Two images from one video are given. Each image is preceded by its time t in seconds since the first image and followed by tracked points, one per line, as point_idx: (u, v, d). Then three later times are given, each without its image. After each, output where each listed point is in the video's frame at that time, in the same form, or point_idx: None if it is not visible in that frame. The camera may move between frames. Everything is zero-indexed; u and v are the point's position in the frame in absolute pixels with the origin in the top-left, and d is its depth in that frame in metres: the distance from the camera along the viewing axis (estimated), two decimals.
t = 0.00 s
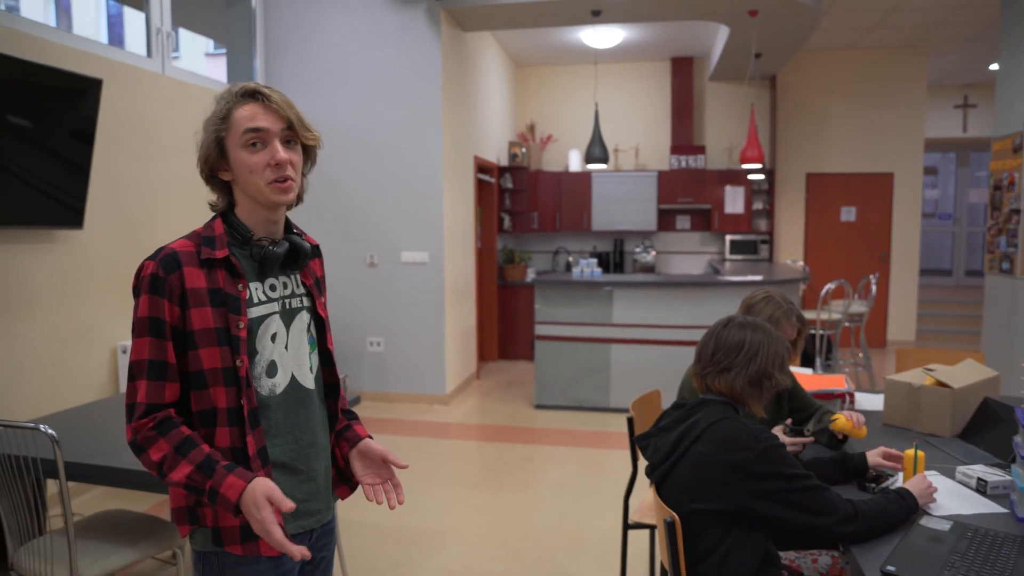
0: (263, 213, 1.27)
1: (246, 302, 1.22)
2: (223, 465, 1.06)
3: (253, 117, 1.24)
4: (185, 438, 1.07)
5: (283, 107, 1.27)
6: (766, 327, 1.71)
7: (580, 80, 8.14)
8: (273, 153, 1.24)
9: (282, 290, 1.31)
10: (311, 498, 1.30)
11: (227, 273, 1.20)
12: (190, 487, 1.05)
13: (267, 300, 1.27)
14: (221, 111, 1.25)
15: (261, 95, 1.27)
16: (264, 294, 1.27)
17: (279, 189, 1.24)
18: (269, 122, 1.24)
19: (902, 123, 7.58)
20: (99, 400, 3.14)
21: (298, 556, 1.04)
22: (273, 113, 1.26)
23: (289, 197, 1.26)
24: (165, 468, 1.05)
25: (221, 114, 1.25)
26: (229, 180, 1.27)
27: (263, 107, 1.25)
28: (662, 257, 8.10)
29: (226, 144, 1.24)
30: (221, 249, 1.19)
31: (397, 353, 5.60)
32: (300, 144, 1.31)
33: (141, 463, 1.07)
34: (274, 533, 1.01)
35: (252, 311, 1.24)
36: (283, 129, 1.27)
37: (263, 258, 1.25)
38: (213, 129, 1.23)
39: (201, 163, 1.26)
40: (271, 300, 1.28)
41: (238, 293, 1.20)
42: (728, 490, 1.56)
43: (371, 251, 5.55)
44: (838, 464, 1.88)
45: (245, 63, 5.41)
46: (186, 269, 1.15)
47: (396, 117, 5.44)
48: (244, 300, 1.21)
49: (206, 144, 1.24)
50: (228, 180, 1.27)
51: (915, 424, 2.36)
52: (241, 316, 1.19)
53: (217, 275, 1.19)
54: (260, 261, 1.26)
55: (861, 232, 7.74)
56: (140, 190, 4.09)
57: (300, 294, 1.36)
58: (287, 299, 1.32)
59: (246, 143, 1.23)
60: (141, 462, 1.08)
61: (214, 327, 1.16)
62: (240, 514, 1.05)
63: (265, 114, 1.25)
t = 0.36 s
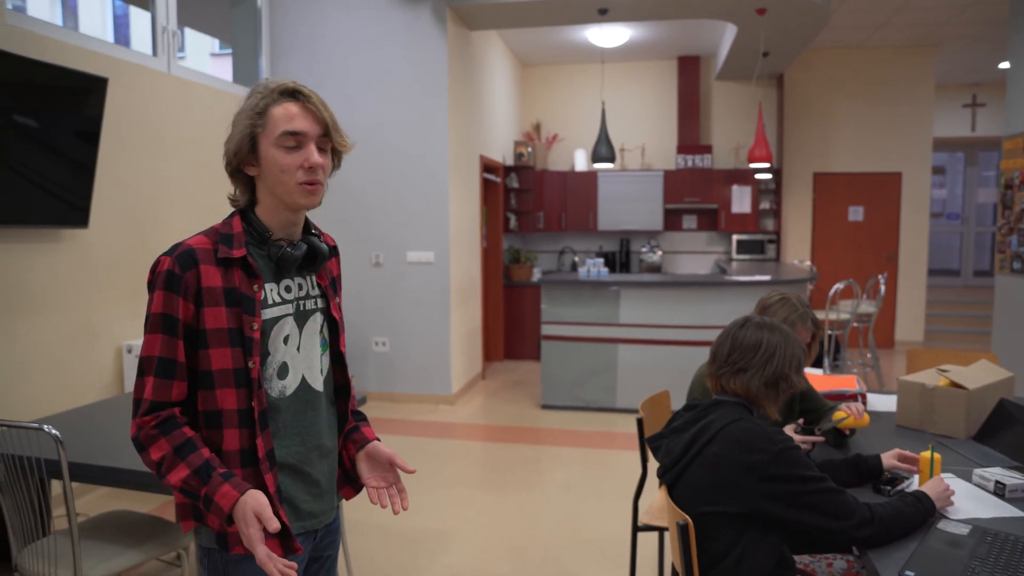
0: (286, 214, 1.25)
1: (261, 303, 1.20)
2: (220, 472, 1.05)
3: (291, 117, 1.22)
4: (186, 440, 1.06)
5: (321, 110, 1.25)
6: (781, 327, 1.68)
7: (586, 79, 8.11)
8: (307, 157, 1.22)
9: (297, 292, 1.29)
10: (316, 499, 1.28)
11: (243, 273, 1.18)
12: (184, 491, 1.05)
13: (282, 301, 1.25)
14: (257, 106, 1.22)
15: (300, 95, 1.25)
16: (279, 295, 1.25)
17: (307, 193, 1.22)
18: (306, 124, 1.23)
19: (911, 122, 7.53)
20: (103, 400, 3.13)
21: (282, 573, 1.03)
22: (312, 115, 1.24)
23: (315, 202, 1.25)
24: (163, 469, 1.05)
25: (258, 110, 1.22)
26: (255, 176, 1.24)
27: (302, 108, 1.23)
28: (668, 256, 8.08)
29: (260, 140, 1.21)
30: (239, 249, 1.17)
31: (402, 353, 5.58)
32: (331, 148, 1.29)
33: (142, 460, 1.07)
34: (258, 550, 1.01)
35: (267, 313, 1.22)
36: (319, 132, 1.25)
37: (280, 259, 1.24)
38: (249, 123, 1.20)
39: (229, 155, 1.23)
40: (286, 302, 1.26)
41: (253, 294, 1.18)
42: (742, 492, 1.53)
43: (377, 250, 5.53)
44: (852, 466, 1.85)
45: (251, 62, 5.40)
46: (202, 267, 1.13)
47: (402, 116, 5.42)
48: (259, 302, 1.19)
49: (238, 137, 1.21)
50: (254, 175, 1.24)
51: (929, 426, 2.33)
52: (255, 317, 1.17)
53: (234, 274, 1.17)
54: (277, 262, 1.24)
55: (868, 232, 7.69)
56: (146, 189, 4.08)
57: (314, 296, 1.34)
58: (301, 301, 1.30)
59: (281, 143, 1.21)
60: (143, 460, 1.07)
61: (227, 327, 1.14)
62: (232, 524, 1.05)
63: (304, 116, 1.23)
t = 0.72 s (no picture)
0: (309, 212, 1.25)
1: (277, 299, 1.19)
2: (239, 470, 1.04)
3: (337, 117, 1.22)
4: (202, 437, 1.04)
5: (360, 115, 1.27)
6: (795, 325, 1.66)
7: (590, 77, 8.08)
8: (347, 158, 1.23)
9: (311, 287, 1.28)
10: (328, 496, 1.26)
11: (261, 268, 1.17)
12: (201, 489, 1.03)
13: (297, 297, 1.23)
14: (302, 103, 1.20)
15: (342, 96, 1.25)
16: (294, 291, 1.23)
17: (340, 192, 1.23)
18: (350, 126, 1.24)
19: (916, 119, 7.49)
20: (105, 399, 3.11)
21: (304, 572, 1.02)
22: (352, 119, 1.26)
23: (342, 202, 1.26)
24: (180, 466, 1.03)
25: (303, 107, 1.20)
26: (284, 170, 1.22)
27: (346, 110, 1.24)
28: (672, 254, 8.05)
29: (301, 135, 1.20)
30: (256, 243, 1.16)
31: (405, 352, 5.55)
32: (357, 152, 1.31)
33: (157, 459, 1.05)
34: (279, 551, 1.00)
35: (283, 308, 1.20)
36: (356, 136, 1.27)
37: (298, 255, 1.22)
38: (295, 117, 1.18)
39: (263, 146, 1.19)
40: (301, 298, 1.24)
41: (270, 290, 1.17)
42: (754, 494, 1.51)
43: (380, 248, 5.50)
44: (864, 466, 1.83)
45: (253, 59, 5.37)
46: (221, 262, 1.12)
47: (405, 114, 5.39)
48: (276, 297, 1.17)
49: (279, 129, 1.18)
50: (283, 169, 1.22)
51: (940, 426, 2.30)
52: (273, 312, 1.16)
53: (251, 269, 1.15)
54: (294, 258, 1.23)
55: (873, 230, 7.65)
56: (147, 187, 4.05)
57: (326, 292, 1.32)
58: (315, 297, 1.28)
59: (324, 141, 1.20)
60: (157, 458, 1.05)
61: (245, 323, 1.13)
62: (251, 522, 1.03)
63: (347, 118, 1.24)
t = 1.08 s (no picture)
0: (310, 205, 1.22)
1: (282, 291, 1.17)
2: (257, 462, 1.01)
3: (340, 111, 1.20)
4: (217, 431, 1.02)
5: (362, 109, 1.25)
6: (805, 321, 1.64)
7: (591, 72, 8.04)
8: (349, 152, 1.21)
9: (314, 280, 1.25)
10: (336, 490, 1.24)
11: (265, 260, 1.14)
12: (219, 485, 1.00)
13: (301, 289, 1.21)
14: (305, 97, 1.18)
15: (344, 91, 1.23)
16: (298, 283, 1.21)
17: (342, 186, 1.21)
18: (352, 121, 1.21)
19: (919, 114, 7.46)
20: (105, 395, 3.09)
21: (331, 558, 1.00)
22: (354, 113, 1.23)
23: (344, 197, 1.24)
24: (195, 462, 1.00)
25: (306, 101, 1.18)
26: (286, 163, 1.19)
27: (348, 105, 1.22)
28: (673, 250, 8.02)
29: (304, 129, 1.17)
30: (260, 236, 1.13)
31: (405, 348, 5.53)
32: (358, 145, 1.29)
33: (169, 456, 1.02)
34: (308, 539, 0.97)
35: (287, 300, 1.18)
36: (358, 130, 1.24)
37: (301, 246, 1.20)
38: (298, 110, 1.16)
39: (265, 138, 1.16)
40: (305, 290, 1.22)
41: (275, 281, 1.15)
42: (764, 491, 1.48)
43: (380, 244, 5.48)
44: (871, 462, 1.81)
45: (252, 54, 5.33)
46: (227, 254, 1.09)
47: (405, 109, 5.36)
48: (281, 289, 1.15)
49: (282, 122, 1.15)
50: (285, 162, 1.19)
51: (947, 422, 2.28)
52: (280, 304, 1.14)
53: (256, 261, 1.13)
54: (298, 250, 1.21)
55: (875, 226, 7.62)
56: (146, 182, 4.02)
57: (328, 284, 1.30)
58: (318, 289, 1.26)
59: (327, 135, 1.18)
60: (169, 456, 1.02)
61: (252, 315, 1.11)
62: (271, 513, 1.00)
63: (350, 112, 1.22)
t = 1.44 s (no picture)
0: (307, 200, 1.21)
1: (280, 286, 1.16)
2: (264, 456, 1.01)
3: (334, 105, 1.18)
4: (221, 427, 1.01)
5: (356, 102, 1.24)
6: (803, 315, 1.63)
7: (586, 66, 8.02)
8: (345, 146, 1.20)
9: (310, 276, 1.24)
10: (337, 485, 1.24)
11: (262, 256, 1.14)
12: (227, 481, 0.99)
13: (297, 285, 1.20)
14: (298, 92, 1.17)
15: (338, 85, 1.22)
16: (294, 279, 1.20)
17: (339, 180, 1.20)
18: (347, 114, 1.20)
19: (913, 108, 7.46)
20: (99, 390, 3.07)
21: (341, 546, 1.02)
22: (348, 106, 1.22)
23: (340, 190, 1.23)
24: (201, 458, 0.99)
25: (300, 96, 1.17)
26: (282, 159, 1.18)
27: (342, 98, 1.21)
28: (667, 244, 8.02)
29: (299, 124, 1.16)
30: (257, 232, 1.13)
31: (399, 342, 5.52)
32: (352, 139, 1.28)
33: (172, 453, 1.00)
34: (320, 527, 0.97)
35: (285, 296, 1.17)
36: (353, 123, 1.23)
37: (299, 242, 1.20)
38: (292, 106, 1.15)
39: (260, 134, 1.15)
40: (302, 286, 1.21)
41: (273, 277, 1.14)
42: (762, 485, 1.48)
43: (375, 237, 5.46)
44: (867, 456, 1.81)
45: (245, 46, 5.29)
46: (225, 251, 1.08)
47: (400, 102, 5.33)
48: (279, 285, 1.14)
49: (277, 118, 1.14)
50: (280, 159, 1.18)
51: (942, 415, 2.28)
52: (278, 300, 1.13)
53: (253, 258, 1.12)
54: (295, 246, 1.20)
55: (869, 220, 7.64)
56: (138, 175, 3.99)
57: (323, 280, 1.29)
58: (314, 285, 1.24)
59: (322, 129, 1.17)
60: (172, 453, 1.01)
61: (252, 311, 1.10)
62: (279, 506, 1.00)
63: (344, 106, 1.21)
